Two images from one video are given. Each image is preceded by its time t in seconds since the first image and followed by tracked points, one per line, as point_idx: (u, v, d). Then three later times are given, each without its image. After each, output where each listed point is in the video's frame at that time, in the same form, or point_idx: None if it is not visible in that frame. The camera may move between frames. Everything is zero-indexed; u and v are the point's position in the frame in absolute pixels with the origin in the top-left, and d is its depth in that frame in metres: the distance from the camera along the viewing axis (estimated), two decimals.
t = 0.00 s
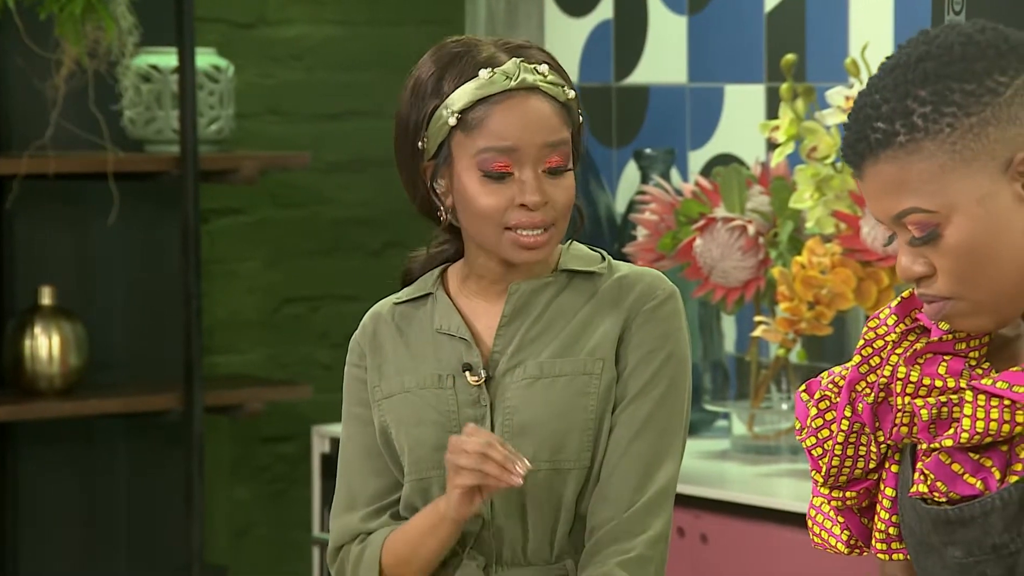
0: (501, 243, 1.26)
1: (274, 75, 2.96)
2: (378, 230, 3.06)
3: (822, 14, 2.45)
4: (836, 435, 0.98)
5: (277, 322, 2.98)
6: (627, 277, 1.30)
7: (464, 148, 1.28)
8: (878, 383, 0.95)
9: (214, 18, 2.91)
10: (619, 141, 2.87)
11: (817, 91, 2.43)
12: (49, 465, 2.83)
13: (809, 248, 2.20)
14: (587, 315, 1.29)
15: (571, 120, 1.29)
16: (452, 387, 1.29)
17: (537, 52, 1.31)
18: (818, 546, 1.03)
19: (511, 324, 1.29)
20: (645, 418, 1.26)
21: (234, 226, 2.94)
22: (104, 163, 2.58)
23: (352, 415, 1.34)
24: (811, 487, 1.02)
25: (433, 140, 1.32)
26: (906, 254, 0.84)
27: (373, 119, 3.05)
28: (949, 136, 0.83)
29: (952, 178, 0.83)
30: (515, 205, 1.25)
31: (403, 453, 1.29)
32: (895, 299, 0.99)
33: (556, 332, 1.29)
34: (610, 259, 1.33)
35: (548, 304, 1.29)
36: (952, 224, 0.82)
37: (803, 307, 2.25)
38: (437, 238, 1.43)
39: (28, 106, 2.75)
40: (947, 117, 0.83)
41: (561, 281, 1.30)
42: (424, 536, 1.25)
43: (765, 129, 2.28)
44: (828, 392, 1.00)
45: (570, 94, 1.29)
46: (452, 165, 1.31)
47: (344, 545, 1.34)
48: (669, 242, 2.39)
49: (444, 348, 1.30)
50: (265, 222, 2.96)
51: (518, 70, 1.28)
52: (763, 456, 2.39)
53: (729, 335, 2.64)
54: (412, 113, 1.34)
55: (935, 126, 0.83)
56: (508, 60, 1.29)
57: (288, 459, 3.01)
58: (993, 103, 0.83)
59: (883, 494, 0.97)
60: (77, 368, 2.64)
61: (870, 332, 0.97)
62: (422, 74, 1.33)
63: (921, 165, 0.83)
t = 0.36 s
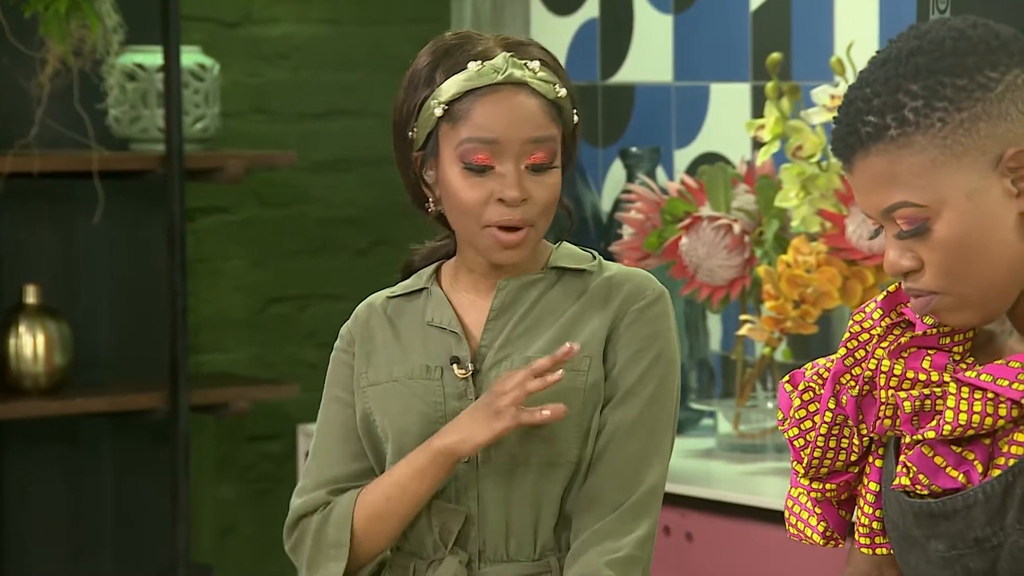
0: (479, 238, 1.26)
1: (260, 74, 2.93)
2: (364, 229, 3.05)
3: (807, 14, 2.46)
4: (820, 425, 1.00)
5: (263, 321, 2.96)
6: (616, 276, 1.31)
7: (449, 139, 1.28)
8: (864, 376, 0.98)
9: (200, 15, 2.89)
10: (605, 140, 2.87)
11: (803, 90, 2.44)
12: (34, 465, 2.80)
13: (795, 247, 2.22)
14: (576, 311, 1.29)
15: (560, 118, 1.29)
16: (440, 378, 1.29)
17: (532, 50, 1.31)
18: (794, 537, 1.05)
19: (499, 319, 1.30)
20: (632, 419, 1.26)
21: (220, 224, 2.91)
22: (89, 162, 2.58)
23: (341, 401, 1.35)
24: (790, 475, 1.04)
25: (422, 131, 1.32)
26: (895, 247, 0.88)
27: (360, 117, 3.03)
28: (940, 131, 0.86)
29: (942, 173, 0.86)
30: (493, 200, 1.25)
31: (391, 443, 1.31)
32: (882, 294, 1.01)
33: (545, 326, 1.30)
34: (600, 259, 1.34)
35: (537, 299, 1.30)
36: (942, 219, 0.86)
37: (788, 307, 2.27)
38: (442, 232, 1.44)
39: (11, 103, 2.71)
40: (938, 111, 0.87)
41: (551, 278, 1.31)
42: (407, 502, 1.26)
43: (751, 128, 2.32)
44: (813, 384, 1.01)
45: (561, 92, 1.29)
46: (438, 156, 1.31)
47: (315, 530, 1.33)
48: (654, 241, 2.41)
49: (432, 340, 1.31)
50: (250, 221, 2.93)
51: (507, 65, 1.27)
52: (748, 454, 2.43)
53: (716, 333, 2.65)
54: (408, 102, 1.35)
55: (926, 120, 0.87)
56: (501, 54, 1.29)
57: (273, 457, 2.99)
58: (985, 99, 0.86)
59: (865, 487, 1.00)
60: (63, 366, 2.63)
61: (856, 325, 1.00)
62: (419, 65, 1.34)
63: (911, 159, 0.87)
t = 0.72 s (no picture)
0: (478, 240, 1.29)
1: (246, 74, 2.95)
2: (350, 229, 3.07)
3: (787, 16, 2.49)
4: (804, 423, 0.99)
5: (250, 319, 2.98)
6: (604, 275, 1.34)
7: (440, 147, 1.31)
8: (846, 374, 0.97)
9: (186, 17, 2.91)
10: (588, 141, 2.90)
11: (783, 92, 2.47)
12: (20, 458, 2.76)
13: (775, 247, 2.27)
14: (564, 311, 1.33)
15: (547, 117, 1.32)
16: (430, 380, 1.33)
17: (513, 51, 1.34)
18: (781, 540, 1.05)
19: (489, 319, 1.34)
20: (616, 417, 1.29)
21: (208, 224, 2.93)
22: (77, 162, 2.60)
23: (335, 406, 1.39)
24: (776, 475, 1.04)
25: (410, 140, 1.35)
26: (878, 247, 0.86)
27: (345, 117, 3.05)
28: (923, 131, 0.86)
29: (925, 172, 0.85)
30: (490, 202, 1.28)
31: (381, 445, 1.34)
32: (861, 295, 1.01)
33: (534, 326, 1.33)
34: (588, 258, 1.37)
35: (526, 299, 1.34)
36: (925, 218, 0.85)
37: (769, 305, 2.33)
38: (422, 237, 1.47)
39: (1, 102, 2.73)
40: (921, 112, 0.86)
41: (540, 278, 1.35)
42: (357, 524, 1.30)
43: (731, 129, 2.37)
44: (797, 384, 1.01)
45: (545, 92, 1.32)
46: (428, 164, 1.34)
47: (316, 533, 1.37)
48: (636, 240, 2.45)
49: (422, 343, 1.35)
50: (238, 220, 2.95)
51: (493, 70, 1.31)
52: (730, 451, 2.49)
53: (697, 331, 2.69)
54: (391, 113, 1.37)
55: (909, 120, 0.86)
56: (484, 59, 1.32)
57: (261, 455, 2.99)
58: (967, 99, 0.85)
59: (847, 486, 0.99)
60: (51, 365, 2.65)
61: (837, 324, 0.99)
62: (400, 74, 1.37)
63: (894, 160, 0.86)
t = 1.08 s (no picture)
0: (465, 244, 1.42)
1: (241, 83, 3.08)
2: (342, 230, 3.19)
3: (757, 27, 2.63)
4: (779, 402, 1.08)
5: (247, 316, 3.11)
6: (582, 276, 1.47)
7: (426, 158, 1.44)
8: (818, 355, 1.05)
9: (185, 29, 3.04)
10: (569, 146, 3.03)
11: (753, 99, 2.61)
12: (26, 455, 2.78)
13: (746, 247, 2.44)
14: (544, 311, 1.46)
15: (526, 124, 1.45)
16: (419, 376, 1.46)
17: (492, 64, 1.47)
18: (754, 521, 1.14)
19: (474, 318, 1.47)
20: (592, 410, 1.42)
21: (205, 226, 3.06)
22: (81, 165, 2.75)
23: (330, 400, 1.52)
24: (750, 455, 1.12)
25: (397, 150, 1.48)
26: (853, 224, 0.95)
27: (338, 123, 3.18)
28: (913, 117, 0.93)
29: (908, 157, 0.94)
30: (475, 209, 1.40)
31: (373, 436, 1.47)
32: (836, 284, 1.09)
33: (516, 325, 1.46)
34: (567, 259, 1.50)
35: (507, 299, 1.47)
36: (903, 199, 0.93)
37: (740, 303, 2.48)
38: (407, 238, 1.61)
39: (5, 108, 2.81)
40: (913, 98, 0.94)
41: (521, 278, 1.48)
42: (353, 516, 1.42)
43: (704, 136, 2.53)
44: (770, 366, 1.10)
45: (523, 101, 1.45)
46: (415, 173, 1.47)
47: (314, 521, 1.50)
48: (615, 241, 2.59)
49: (410, 340, 1.48)
50: (234, 222, 3.08)
51: (473, 83, 1.44)
52: (702, 442, 2.63)
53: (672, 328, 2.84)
54: (378, 126, 1.50)
55: (900, 105, 0.94)
56: (464, 73, 1.45)
57: (255, 446, 3.11)
58: (957, 92, 0.93)
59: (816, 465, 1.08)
60: (56, 360, 2.77)
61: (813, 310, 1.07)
62: (385, 88, 1.51)
63: (880, 140, 0.94)
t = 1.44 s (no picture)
0: (447, 247, 1.53)
1: (238, 91, 3.22)
2: (333, 230, 3.34)
3: (726, 37, 2.78)
4: (752, 386, 1.16)
5: (242, 311, 3.24)
6: (558, 274, 1.59)
7: (408, 166, 1.55)
8: (789, 341, 1.12)
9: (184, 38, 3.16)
10: (547, 150, 3.18)
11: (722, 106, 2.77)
12: (34, 444, 2.91)
13: (717, 246, 2.59)
14: (522, 307, 1.58)
15: (502, 130, 1.56)
16: (404, 368, 1.58)
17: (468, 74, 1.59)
18: (743, 496, 1.22)
19: (455, 313, 1.58)
20: (566, 402, 1.54)
21: (202, 227, 3.19)
22: (85, 169, 2.92)
23: (317, 391, 1.63)
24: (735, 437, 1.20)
25: (381, 157, 1.60)
26: (829, 219, 1.01)
27: (329, 129, 3.33)
28: (889, 117, 1.00)
29: (884, 154, 1.00)
30: (455, 214, 1.52)
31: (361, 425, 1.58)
32: (813, 276, 1.15)
33: (495, 321, 1.57)
34: (545, 257, 1.62)
35: (488, 296, 1.58)
36: (876, 194, 1.00)
37: (710, 299, 2.64)
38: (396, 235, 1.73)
39: (12, 117, 2.90)
40: (890, 99, 1.00)
41: (500, 276, 1.59)
42: (342, 504, 1.53)
43: (677, 141, 2.68)
44: (751, 352, 1.17)
45: (498, 109, 1.57)
46: (398, 179, 1.59)
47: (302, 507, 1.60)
48: (592, 240, 2.76)
49: (396, 334, 1.60)
50: (232, 222, 3.21)
51: (450, 94, 1.55)
52: (675, 430, 2.79)
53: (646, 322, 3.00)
54: (363, 134, 1.62)
55: (876, 106, 1.00)
56: (442, 85, 1.57)
57: (251, 434, 3.24)
58: (932, 95, 1.00)
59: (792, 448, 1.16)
60: (62, 353, 2.92)
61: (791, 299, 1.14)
62: (369, 97, 1.62)
63: (857, 138, 1.00)
